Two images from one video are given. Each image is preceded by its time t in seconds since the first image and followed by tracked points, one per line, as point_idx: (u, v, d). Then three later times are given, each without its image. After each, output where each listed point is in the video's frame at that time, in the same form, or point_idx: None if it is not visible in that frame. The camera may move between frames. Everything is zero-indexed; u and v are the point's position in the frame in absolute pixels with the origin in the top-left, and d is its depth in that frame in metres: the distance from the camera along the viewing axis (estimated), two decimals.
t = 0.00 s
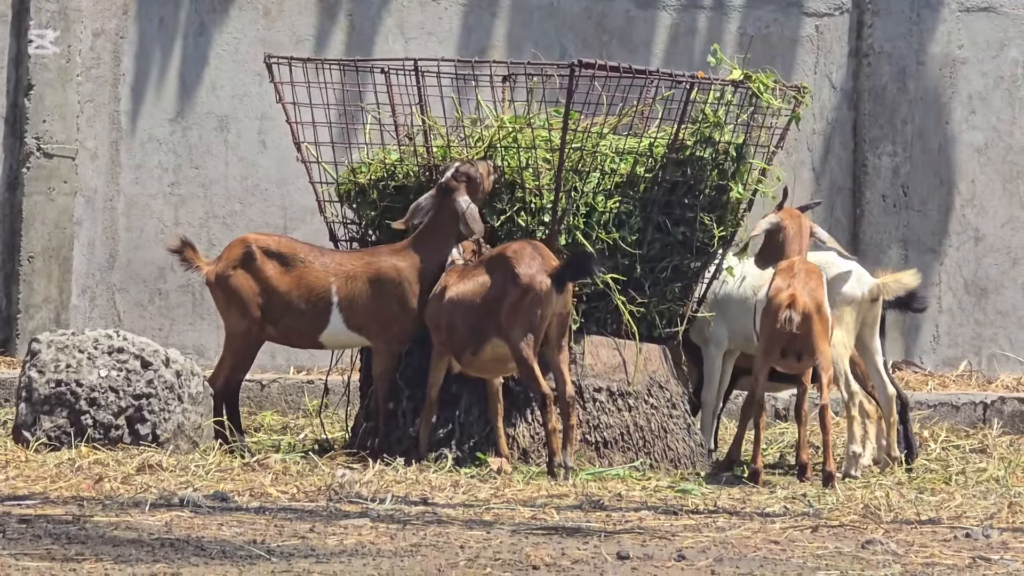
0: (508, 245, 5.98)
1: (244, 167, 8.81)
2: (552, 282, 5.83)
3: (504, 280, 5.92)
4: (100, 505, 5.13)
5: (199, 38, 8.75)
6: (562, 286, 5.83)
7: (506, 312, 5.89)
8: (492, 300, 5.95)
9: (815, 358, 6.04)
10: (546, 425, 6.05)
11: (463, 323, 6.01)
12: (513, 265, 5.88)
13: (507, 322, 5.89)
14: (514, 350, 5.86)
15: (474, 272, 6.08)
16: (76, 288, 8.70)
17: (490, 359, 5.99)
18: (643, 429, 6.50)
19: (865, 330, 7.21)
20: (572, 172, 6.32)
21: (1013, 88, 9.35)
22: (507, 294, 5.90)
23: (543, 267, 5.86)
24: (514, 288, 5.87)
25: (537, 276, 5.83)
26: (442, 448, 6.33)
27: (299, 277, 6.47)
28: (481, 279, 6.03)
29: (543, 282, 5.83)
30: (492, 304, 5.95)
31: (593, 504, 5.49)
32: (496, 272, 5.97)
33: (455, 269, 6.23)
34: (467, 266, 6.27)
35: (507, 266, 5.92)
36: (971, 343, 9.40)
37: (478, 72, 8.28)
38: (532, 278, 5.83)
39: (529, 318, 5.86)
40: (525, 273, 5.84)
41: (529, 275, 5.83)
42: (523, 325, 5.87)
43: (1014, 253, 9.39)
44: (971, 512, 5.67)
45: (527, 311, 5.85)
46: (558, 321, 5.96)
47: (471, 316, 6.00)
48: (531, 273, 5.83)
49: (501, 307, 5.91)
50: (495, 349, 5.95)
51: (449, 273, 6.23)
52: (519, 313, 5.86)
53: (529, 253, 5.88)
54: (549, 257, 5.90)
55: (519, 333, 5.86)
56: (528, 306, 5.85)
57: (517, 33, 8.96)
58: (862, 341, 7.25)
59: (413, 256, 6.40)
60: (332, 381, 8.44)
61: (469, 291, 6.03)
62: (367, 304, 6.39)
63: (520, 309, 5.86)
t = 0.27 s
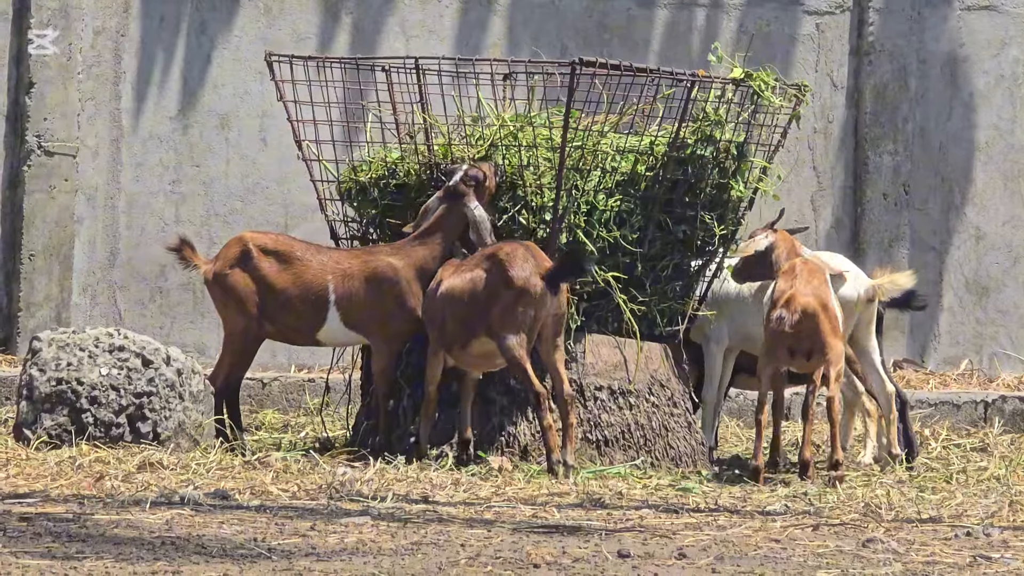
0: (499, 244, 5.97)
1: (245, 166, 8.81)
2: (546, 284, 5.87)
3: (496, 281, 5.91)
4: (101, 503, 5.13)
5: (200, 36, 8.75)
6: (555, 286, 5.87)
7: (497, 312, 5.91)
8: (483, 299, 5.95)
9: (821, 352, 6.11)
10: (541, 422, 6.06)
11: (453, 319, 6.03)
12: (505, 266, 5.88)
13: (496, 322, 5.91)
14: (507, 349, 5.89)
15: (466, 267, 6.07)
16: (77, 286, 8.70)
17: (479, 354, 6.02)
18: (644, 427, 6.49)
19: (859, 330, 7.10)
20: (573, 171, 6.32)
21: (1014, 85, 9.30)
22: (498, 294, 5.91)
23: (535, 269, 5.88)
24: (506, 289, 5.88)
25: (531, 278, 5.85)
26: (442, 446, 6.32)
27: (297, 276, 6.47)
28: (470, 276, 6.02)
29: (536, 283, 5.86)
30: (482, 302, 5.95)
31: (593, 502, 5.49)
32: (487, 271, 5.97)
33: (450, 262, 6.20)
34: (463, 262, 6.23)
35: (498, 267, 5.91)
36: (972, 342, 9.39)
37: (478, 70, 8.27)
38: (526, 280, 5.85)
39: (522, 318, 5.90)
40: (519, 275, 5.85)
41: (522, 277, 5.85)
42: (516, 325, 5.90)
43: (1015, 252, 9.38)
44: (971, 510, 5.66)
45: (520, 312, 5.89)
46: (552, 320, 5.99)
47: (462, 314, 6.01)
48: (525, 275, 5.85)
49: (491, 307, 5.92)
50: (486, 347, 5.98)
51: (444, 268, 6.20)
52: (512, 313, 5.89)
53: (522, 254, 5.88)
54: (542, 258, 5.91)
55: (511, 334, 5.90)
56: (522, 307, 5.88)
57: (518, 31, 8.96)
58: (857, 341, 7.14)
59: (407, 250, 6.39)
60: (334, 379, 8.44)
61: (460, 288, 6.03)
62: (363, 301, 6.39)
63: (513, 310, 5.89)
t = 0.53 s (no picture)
0: (497, 244, 5.99)
1: (247, 164, 8.81)
2: (538, 284, 5.86)
3: (492, 281, 5.92)
4: (103, 501, 5.13)
5: (202, 34, 8.74)
6: (549, 285, 5.86)
7: (493, 311, 5.92)
8: (478, 297, 5.96)
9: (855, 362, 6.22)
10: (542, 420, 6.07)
11: (451, 317, 6.05)
12: (502, 266, 5.89)
13: (492, 322, 5.92)
14: (502, 348, 5.91)
15: (467, 265, 6.08)
16: (79, 285, 8.70)
17: (479, 354, 6.03)
18: (646, 426, 6.50)
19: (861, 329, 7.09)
20: (575, 169, 6.32)
21: (1016, 85, 9.30)
22: (494, 294, 5.91)
23: (530, 269, 5.88)
24: (501, 289, 5.89)
25: (525, 278, 5.86)
26: (444, 445, 6.32)
27: (299, 275, 6.47)
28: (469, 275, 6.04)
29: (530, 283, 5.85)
30: (478, 301, 5.97)
31: (595, 501, 5.49)
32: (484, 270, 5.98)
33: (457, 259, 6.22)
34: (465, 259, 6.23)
35: (495, 266, 5.92)
36: (974, 341, 9.38)
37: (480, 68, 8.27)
38: (520, 279, 5.85)
39: (517, 318, 5.89)
40: (514, 274, 5.86)
41: (517, 276, 5.86)
42: (511, 324, 5.90)
43: (1017, 250, 9.37)
44: (973, 509, 5.66)
45: (515, 311, 5.88)
46: (548, 319, 5.99)
47: (460, 312, 6.02)
48: (519, 275, 5.86)
49: (488, 306, 5.93)
50: (485, 346, 6.00)
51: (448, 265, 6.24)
52: (507, 313, 5.89)
53: (517, 254, 5.90)
54: (537, 257, 5.92)
55: (507, 333, 5.90)
56: (517, 307, 5.88)
57: (520, 29, 8.96)
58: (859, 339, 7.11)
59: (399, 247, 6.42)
60: (335, 378, 8.43)
61: (459, 286, 6.05)
62: (365, 300, 6.39)
63: (509, 309, 5.89)
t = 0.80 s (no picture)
0: (505, 241, 5.99)
1: (248, 164, 8.81)
2: (541, 284, 5.83)
3: (495, 278, 5.92)
4: (105, 502, 5.13)
5: (204, 35, 8.74)
6: (550, 285, 5.83)
7: (491, 308, 5.91)
8: (480, 293, 5.97)
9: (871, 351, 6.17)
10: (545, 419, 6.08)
11: (454, 314, 6.08)
12: (505, 264, 5.88)
13: (489, 318, 5.92)
14: (499, 345, 5.91)
15: (474, 263, 6.09)
16: (81, 285, 8.70)
17: (478, 351, 6.03)
18: (647, 426, 6.50)
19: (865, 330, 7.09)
20: (577, 169, 6.32)
21: (1019, 85, 9.33)
22: (494, 291, 5.91)
23: (534, 267, 5.86)
24: (502, 286, 5.88)
25: (528, 276, 5.83)
26: (445, 446, 6.32)
27: (298, 274, 6.47)
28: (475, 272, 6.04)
29: (531, 281, 5.83)
30: (480, 297, 5.97)
31: (597, 501, 5.49)
32: (489, 267, 5.98)
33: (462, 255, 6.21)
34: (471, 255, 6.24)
35: (499, 263, 5.92)
36: (976, 341, 9.38)
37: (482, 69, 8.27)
38: (523, 278, 5.83)
39: (516, 316, 5.88)
40: (516, 272, 5.85)
41: (519, 274, 5.84)
42: (510, 322, 5.89)
43: (1019, 251, 9.37)
44: (975, 510, 5.66)
45: (514, 309, 5.87)
46: (549, 320, 5.96)
47: (462, 308, 6.03)
48: (522, 273, 5.84)
49: (487, 303, 5.93)
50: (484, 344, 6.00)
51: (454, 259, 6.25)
52: (506, 311, 5.88)
53: (523, 253, 5.88)
54: (542, 257, 5.90)
55: (504, 329, 5.90)
56: (515, 305, 5.86)
57: (521, 30, 8.96)
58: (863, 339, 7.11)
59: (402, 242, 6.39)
60: (337, 378, 8.44)
61: (464, 283, 6.05)
62: (364, 299, 6.37)
63: (507, 307, 5.88)
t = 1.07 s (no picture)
0: (504, 241, 5.99)
1: (250, 165, 8.81)
2: (541, 284, 5.86)
3: (494, 278, 5.93)
4: (107, 502, 5.13)
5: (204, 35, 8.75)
6: (550, 285, 5.85)
7: (492, 308, 5.93)
8: (478, 293, 5.98)
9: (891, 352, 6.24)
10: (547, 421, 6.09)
11: (452, 313, 6.07)
12: (505, 263, 5.90)
13: (489, 318, 5.94)
14: (499, 345, 5.92)
15: (470, 263, 6.08)
16: (82, 286, 8.70)
17: (478, 352, 6.04)
18: (649, 426, 6.49)
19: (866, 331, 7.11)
20: (578, 170, 6.31)
21: (1019, 85, 9.32)
22: (495, 291, 5.92)
23: (534, 267, 5.87)
24: (502, 286, 5.90)
25: (528, 276, 5.85)
26: (447, 446, 6.32)
27: (303, 274, 6.48)
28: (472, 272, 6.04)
29: (531, 281, 5.85)
30: (479, 296, 5.98)
31: (598, 502, 5.49)
32: (487, 266, 5.98)
33: (459, 255, 6.21)
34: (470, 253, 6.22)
35: (499, 263, 5.93)
36: (977, 341, 9.37)
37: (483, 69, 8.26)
38: (523, 277, 5.85)
39: (516, 316, 5.90)
40: (517, 272, 5.86)
41: (519, 274, 5.85)
42: (510, 322, 5.91)
43: (1020, 251, 9.37)
44: (976, 510, 5.66)
45: (515, 309, 5.89)
46: (548, 321, 5.97)
47: (461, 308, 6.04)
48: (522, 273, 5.85)
49: (487, 303, 5.94)
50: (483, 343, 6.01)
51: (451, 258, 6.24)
52: (506, 311, 5.91)
53: (522, 253, 5.90)
54: (542, 257, 5.92)
55: (505, 329, 5.92)
56: (516, 304, 5.88)
57: (522, 30, 8.97)
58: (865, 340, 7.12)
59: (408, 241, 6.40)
60: (338, 378, 8.44)
61: (461, 283, 6.05)
62: (369, 299, 6.38)
63: (508, 306, 5.90)
